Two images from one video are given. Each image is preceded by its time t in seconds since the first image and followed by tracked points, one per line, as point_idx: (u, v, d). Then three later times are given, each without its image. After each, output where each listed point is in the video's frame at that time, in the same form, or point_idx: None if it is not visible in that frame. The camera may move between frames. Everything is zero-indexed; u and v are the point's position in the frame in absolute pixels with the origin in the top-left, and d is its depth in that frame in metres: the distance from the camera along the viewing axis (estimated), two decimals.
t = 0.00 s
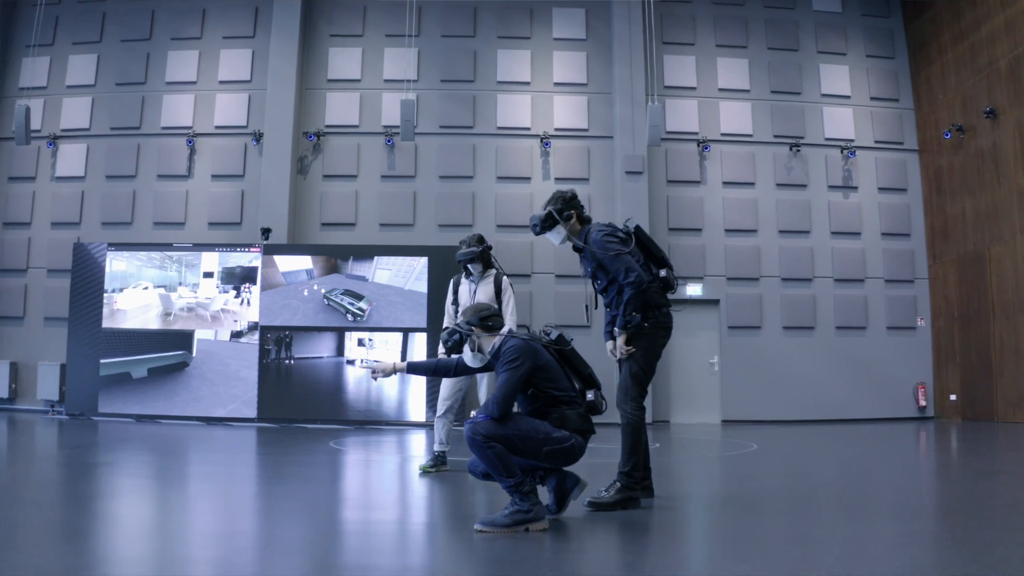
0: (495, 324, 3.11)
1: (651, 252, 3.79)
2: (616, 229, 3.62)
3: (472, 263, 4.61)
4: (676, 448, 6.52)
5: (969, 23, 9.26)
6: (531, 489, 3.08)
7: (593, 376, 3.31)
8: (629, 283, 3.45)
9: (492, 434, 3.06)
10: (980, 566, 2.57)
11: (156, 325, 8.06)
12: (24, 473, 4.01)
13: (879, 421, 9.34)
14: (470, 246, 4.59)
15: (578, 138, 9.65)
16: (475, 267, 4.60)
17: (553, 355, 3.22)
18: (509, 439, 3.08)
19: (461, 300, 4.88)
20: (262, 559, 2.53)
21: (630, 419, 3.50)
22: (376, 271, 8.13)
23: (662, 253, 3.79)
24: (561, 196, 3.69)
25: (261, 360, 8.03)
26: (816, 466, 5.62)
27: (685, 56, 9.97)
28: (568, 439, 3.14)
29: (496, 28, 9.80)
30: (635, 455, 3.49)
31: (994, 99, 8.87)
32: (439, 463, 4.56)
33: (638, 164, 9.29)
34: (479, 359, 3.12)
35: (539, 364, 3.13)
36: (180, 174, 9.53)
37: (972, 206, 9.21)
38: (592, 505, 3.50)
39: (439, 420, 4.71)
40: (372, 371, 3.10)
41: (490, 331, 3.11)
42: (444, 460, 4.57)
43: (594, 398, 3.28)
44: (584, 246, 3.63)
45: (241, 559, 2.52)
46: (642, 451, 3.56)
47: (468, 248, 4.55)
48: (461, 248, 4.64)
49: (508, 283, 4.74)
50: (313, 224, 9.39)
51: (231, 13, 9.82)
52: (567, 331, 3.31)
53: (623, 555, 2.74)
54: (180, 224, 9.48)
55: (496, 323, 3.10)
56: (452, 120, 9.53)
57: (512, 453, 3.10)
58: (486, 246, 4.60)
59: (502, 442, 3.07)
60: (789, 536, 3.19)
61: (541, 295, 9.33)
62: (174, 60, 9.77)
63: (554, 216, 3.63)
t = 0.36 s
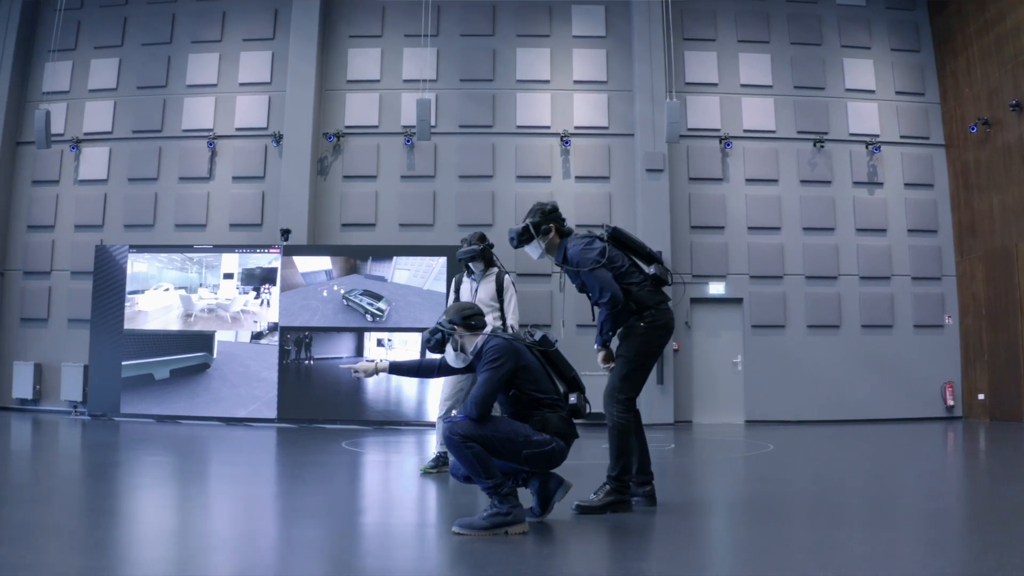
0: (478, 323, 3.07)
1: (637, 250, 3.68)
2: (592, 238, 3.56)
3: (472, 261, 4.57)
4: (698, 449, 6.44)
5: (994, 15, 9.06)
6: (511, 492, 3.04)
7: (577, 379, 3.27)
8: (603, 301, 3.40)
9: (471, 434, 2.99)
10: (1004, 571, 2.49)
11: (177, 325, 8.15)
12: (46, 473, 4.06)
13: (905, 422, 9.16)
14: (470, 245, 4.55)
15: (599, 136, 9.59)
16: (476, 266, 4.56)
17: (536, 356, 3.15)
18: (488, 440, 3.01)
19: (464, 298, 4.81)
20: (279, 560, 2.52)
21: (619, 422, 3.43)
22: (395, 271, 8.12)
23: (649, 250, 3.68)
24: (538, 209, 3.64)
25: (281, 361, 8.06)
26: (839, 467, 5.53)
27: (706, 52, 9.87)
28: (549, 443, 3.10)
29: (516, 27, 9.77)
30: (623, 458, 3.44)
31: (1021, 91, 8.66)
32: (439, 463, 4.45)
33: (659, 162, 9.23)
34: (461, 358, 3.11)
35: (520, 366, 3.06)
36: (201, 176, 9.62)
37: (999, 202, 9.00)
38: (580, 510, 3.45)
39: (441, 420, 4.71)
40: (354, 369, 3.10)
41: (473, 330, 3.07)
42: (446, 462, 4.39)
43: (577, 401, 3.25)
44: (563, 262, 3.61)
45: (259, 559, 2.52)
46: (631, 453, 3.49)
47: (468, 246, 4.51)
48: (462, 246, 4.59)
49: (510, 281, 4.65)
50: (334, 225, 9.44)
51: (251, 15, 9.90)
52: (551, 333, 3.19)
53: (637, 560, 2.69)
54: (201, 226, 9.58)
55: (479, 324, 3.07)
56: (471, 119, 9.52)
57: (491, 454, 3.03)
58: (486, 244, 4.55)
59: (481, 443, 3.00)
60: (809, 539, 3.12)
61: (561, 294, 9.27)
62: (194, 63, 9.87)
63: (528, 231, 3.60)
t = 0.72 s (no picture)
0: (462, 320, 3.02)
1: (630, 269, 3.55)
2: (581, 264, 3.51)
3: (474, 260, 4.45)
4: (722, 449, 6.35)
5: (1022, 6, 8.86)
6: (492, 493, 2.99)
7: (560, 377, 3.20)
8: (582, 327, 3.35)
9: (447, 434, 2.97)
10: None
11: (200, 327, 8.25)
12: (71, 473, 4.12)
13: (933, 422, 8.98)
14: (472, 243, 4.47)
15: (620, 133, 9.52)
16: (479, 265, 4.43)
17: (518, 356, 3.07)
18: (465, 440, 2.98)
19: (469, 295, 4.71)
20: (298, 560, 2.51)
21: (594, 425, 3.37)
22: (415, 271, 8.08)
23: (642, 267, 3.55)
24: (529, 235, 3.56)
25: (302, 361, 8.14)
26: (864, 468, 5.42)
27: (728, 47, 9.75)
28: (529, 445, 3.04)
29: (536, 25, 9.73)
30: (605, 458, 3.41)
31: None
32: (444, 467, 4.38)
33: (681, 159, 9.16)
34: (443, 357, 3.01)
35: (500, 366, 2.97)
36: (224, 178, 9.72)
37: None
38: (567, 511, 3.45)
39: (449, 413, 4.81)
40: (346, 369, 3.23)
41: (456, 326, 3.02)
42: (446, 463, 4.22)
43: (558, 402, 3.17)
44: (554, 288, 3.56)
45: (280, 559, 2.51)
46: (614, 453, 3.46)
47: (471, 244, 4.45)
48: (464, 244, 4.52)
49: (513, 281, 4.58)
50: (355, 225, 9.49)
51: (272, 18, 9.97)
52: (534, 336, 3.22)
53: (654, 565, 2.65)
54: (224, 227, 9.67)
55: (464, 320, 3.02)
56: (491, 118, 9.51)
57: (468, 454, 3.01)
58: (490, 242, 4.47)
59: (458, 443, 2.98)
60: (827, 543, 3.05)
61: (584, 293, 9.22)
62: (217, 65, 9.97)
63: (519, 258, 3.52)
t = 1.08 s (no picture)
0: (445, 319, 2.97)
1: (624, 300, 3.53)
2: (573, 291, 3.45)
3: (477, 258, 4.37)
4: (747, 449, 6.28)
5: None
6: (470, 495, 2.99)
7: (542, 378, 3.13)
8: (562, 344, 3.38)
9: (424, 434, 2.97)
10: None
11: (224, 327, 8.34)
12: (96, 474, 4.17)
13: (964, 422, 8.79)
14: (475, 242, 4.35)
15: (643, 131, 9.44)
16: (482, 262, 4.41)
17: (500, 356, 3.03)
18: (442, 441, 2.98)
19: (472, 295, 4.77)
20: (320, 559, 2.51)
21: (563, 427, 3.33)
22: (436, 271, 8.10)
23: (637, 298, 3.53)
24: (524, 259, 3.47)
25: (325, 362, 8.15)
26: (890, 469, 5.33)
27: (752, 42, 9.63)
28: (508, 446, 3.02)
29: (557, 22, 9.69)
30: (583, 462, 3.37)
31: None
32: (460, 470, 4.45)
33: (704, 156, 9.07)
34: (423, 356, 2.93)
35: (479, 365, 2.95)
36: (248, 179, 9.81)
37: None
38: (557, 514, 3.39)
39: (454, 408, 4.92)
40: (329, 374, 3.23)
41: (440, 326, 2.96)
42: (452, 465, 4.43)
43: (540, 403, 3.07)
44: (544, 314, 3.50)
45: (300, 558, 2.53)
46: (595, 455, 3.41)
47: (474, 242, 4.34)
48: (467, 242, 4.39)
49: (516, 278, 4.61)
50: (378, 226, 9.52)
51: (294, 20, 10.04)
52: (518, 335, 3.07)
53: (675, 567, 2.62)
54: (248, 229, 9.77)
55: (449, 318, 2.98)
56: (513, 117, 9.50)
57: (446, 455, 3.00)
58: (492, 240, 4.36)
59: (435, 444, 2.98)
60: (848, 546, 3.00)
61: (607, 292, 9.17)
62: (240, 68, 10.06)
63: (512, 283, 3.42)
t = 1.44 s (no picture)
0: (432, 318, 3.02)
1: (626, 342, 3.50)
2: (577, 316, 3.38)
3: (482, 258, 4.31)
4: (777, 450, 6.19)
5: None
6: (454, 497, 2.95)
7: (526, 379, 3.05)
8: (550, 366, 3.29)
9: (404, 434, 2.91)
10: None
11: (251, 328, 8.41)
12: (126, 475, 4.23)
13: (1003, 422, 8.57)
14: (479, 241, 4.30)
15: (669, 128, 9.36)
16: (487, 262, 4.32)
17: (484, 356, 3.00)
18: (423, 441, 2.92)
19: (478, 294, 4.68)
20: (346, 561, 2.51)
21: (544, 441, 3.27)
22: (461, 271, 8.07)
23: (639, 343, 3.49)
24: (530, 280, 3.40)
25: (350, 363, 8.20)
26: (925, 469, 5.22)
27: (779, 37, 9.48)
28: (490, 447, 2.95)
29: (582, 20, 9.64)
30: (568, 471, 3.32)
31: None
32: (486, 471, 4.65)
33: (731, 152, 8.96)
34: (407, 352, 3.01)
35: (461, 364, 2.92)
36: (275, 181, 9.91)
37: None
38: (547, 517, 3.34)
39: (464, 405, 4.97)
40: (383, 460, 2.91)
41: (426, 324, 3.00)
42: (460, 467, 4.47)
43: (522, 403, 3.00)
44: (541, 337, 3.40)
45: (328, 557, 2.54)
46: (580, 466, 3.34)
47: (479, 241, 4.29)
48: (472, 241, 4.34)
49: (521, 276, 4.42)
50: (404, 226, 9.56)
51: (320, 23, 10.11)
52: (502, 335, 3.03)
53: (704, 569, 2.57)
54: (276, 231, 9.85)
55: (435, 316, 3.03)
56: (538, 116, 9.47)
57: (428, 455, 2.94)
58: (496, 240, 4.27)
59: (416, 444, 2.91)
60: (882, 547, 2.95)
61: (634, 291, 9.10)
62: (267, 70, 10.16)
63: (513, 301, 3.37)
